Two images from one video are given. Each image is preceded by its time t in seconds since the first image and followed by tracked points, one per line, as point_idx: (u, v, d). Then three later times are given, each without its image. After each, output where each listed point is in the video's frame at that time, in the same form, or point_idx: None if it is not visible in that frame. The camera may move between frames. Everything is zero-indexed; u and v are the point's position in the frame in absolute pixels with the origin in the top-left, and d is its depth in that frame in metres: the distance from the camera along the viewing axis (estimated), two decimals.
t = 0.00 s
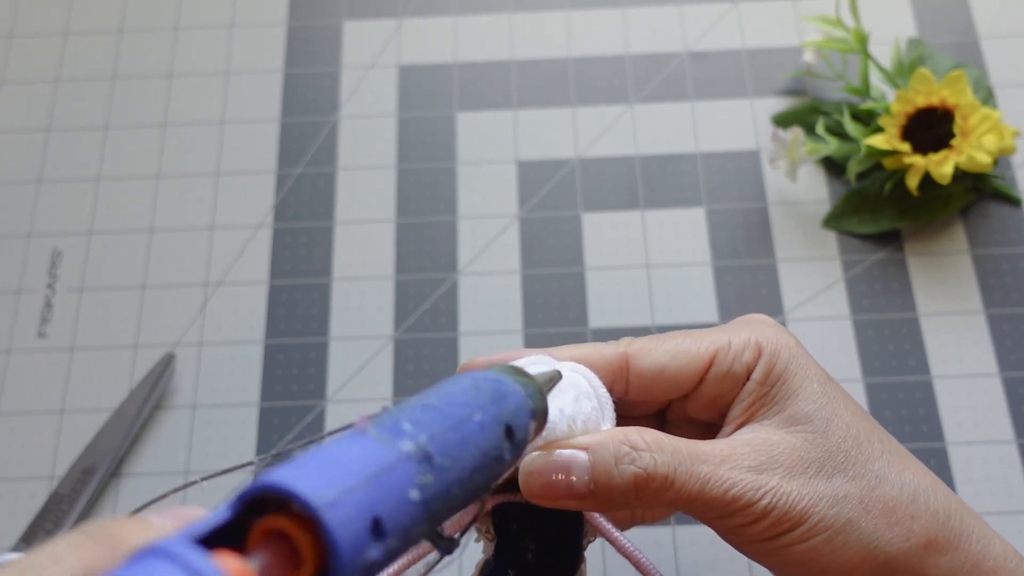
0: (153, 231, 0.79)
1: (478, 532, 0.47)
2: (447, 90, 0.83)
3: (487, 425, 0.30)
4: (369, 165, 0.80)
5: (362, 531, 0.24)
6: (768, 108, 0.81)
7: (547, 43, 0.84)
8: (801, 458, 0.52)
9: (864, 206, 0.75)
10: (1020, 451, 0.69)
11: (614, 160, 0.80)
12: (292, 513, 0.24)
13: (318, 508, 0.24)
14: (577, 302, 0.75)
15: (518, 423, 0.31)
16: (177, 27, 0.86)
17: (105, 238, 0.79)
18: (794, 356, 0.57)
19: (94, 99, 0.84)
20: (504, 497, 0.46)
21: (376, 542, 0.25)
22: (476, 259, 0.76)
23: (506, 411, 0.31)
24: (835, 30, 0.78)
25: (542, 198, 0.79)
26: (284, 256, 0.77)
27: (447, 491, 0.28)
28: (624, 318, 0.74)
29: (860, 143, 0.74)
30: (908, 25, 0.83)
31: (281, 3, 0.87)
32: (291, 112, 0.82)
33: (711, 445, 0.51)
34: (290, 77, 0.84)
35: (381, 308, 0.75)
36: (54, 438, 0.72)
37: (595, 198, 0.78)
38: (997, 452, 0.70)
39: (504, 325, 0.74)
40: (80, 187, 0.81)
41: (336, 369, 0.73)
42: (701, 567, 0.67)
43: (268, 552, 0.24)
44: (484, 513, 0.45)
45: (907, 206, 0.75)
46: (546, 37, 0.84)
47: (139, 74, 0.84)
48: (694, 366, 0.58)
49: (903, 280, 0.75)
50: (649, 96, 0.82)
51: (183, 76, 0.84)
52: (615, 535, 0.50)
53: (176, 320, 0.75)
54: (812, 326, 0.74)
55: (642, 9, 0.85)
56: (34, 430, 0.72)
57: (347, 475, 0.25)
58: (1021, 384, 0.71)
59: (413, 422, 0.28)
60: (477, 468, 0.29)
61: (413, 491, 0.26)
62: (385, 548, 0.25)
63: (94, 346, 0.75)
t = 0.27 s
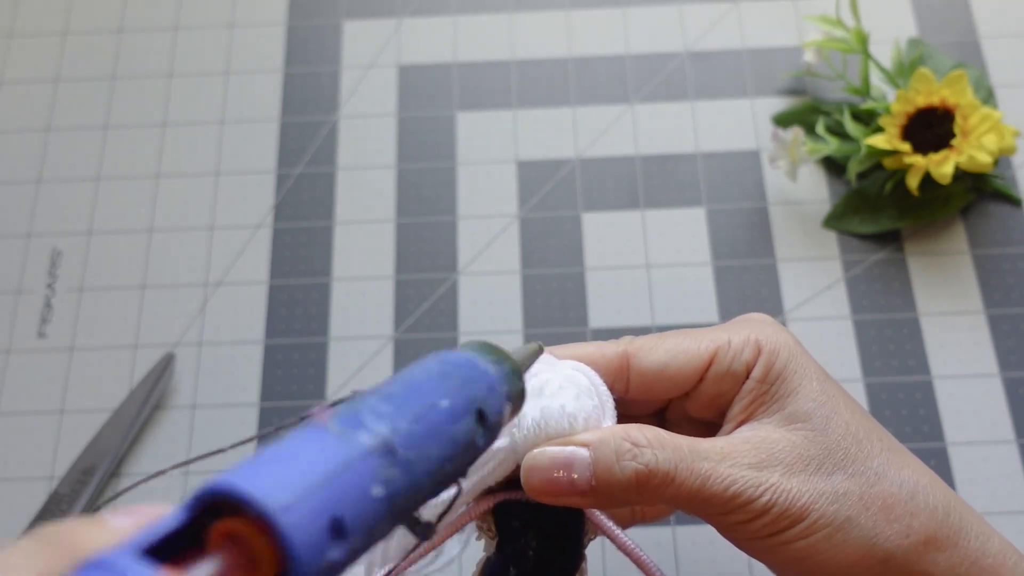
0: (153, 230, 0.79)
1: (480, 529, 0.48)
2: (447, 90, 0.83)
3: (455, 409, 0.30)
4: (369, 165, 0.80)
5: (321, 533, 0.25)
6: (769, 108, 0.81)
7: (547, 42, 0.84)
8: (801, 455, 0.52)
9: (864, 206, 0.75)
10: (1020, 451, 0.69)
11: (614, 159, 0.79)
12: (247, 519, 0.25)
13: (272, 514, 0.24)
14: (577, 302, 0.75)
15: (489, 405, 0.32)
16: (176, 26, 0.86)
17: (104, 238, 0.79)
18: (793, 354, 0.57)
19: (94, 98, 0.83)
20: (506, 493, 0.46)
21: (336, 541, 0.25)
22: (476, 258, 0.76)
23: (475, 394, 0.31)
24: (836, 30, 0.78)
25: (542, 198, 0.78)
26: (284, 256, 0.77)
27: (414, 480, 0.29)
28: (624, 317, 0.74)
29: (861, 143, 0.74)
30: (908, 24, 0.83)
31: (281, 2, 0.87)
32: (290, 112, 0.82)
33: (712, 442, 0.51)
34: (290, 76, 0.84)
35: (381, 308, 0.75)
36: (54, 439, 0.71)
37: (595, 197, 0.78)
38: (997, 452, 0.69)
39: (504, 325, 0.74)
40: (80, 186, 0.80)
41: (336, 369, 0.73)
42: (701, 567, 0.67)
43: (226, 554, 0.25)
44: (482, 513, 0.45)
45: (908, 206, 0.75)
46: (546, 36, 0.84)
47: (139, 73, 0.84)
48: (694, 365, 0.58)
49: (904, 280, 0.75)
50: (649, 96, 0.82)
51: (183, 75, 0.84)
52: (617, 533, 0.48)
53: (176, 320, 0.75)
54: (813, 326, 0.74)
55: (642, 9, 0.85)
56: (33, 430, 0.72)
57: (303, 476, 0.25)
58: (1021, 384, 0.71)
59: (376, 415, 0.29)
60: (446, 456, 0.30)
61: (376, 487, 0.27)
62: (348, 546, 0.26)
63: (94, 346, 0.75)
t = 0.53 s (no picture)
0: (153, 230, 0.78)
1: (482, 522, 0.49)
2: (448, 90, 0.82)
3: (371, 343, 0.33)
4: (369, 165, 0.80)
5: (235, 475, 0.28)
6: (769, 107, 0.81)
7: (547, 42, 0.84)
8: (796, 447, 0.53)
9: (865, 206, 0.75)
10: (1021, 451, 0.69)
11: (615, 159, 0.79)
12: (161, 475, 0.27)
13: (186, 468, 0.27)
14: (577, 302, 0.75)
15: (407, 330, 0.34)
16: (176, 26, 0.86)
17: (104, 238, 0.78)
18: (790, 350, 0.58)
19: (94, 98, 0.83)
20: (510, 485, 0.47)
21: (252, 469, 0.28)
22: (476, 259, 0.76)
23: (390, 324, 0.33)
24: (836, 30, 0.78)
25: (542, 198, 0.78)
26: (284, 256, 0.77)
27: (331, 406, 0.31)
28: (624, 318, 0.74)
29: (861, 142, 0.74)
30: (909, 24, 0.83)
31: (281, 2, 0.87)
32: (290, 112, 0.82)
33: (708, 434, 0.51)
34: (289, 76, 0.83)
35: (381, 308, 0.75)
36: (53, 439, 0.71)
37: (595, 197, 0.78)
38: (998, 452, 0.69)
39: (504, 325, 0.74)
40: (79, 186, 0.80)
41: (335, 369, 0.73)
42: (701, 567, 0.67)
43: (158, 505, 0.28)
44: (485, 505, 0.47)
45: (908, 205, 0.75)
46: (547, 36, 0.84)
47: (138, 73, 0.84)
48: (693, 361, 0.59)
49: (904, 280, 0.75)
50: (649, 96, 0.82)
51: (182, 75, 0.84)
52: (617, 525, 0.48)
53: (175, 320, 0.75)
54: (813, 326, 0.73)
55: (643, 9, 0.85)
56: (32, 430, 0.72)
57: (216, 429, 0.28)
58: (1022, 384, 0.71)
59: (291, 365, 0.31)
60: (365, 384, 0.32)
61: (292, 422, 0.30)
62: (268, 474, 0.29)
63: (93, 346, 0.75)
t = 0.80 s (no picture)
0: (152, 230, 0.78)
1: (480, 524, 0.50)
2: (448, 90, 0.82)
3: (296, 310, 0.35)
4: (369, 165, 0.80)
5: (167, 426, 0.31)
6: (769, 107, 0.81)
7: (547, 42, 0.84)
8: (788, 452, 0.53)
9: (865, 206, 0.75)
10: (1021, 451, 0.69)
11: (615, 159, 0.79)
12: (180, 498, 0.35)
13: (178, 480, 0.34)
14: (578, 302, 0.75)
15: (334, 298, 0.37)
16: (175, 26, 0.86)
17: (103, 238, 0.78)
18: (782, 355, 0.58)
19: (94, 98, 0.83)
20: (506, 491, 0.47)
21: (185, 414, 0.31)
22: (476, 258, 0.76)
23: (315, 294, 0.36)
24: (836, 30, 0.78)
25: (542, 197, 0.78)
26: (283, 256, 0.77)
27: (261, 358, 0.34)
28: (625, 317, 0.74)
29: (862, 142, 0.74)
30: (909, 24, 0.83)
31: (281, 2, 0.87)
32: (290, 111, 0.82)
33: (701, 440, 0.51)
34: (289, 76, 0.83)
35: (381, 308, 0.75)
36: (53, 439, 0.71)
37: (595, 197, 0.78)
38: (998, 452, 0.69)
39: (504, 325, 0.74)
40: (79, 186, 0.80)
41: (335, 369, 0.73)
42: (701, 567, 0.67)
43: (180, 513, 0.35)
44: (482, 510, 0.47)
45: (909, 205, 0.75)
46: (547, 36, 0.84)
47: (138, 72, 0.84)
48: (686, 366, 0.58)
49: (905, 279, 0.75)
50: (649, 96, 0.82)
51: (182, 75, 0.84)
52: (612, 531, 0.49)
53: (175, 320, 0.75)
54: (813, 326, 0.73)
55: (643, 8, 0.85)
56: (32, 430, 0.72)
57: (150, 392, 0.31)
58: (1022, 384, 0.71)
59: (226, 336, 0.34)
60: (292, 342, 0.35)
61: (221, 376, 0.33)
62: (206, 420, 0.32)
63: (93, 346, 0.75)
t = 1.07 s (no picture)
0: (152, 230, 0.78)
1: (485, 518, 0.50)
2: (448, 90, 0.82)
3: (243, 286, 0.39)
4: (369, 165, 0.80)
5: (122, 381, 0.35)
6: (769, 107, 0.81)
7: (546, 42, 0.84)
8: (792, 444, 0.53)
9: (866, 206, 0.75)
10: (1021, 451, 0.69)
11: (615, 159, 0.79)
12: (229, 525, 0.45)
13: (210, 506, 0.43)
14: (578, 302, 0.75)
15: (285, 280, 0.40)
16: (175, 26, 0.86)
17: (103, 238, 0.78)
18: (787, 348, 0.58)
19: (93, 98, 0.83)
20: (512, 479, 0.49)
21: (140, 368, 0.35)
22: (476, 258, 0.76)
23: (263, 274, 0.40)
24: (837, 29, 0.78)
25: (542, 197, 0.78)
26: (284, 256, 0.77)
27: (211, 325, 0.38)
28: (625, 318, 0.74)
29: (863, 142, 0.74)
30: (910, 23, 0.83)
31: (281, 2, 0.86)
32: (290, 111, 0.82)
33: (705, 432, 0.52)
34: (289, 75, 0.83)
35: (381, 308, 0.75)
36: (52, 439, 0.71)
37: (596, 197, 0.78)
38: (999, 452, 0.69)
39: (504, 325, 0.74)
40: (78, 187, 0.80)
41: (335, 369, 0.73)
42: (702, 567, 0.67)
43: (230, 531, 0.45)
44: (487, 499, 0.48)
45: (909, 205, 0.75)
46: (547, 36, 0.84)
47: (138, 72, 0.84)
48: (691, 355, 0.59)
49: (906, 279, 0.75)
50: (649, 96, 0.81)
51: (182, 75, 0.84)
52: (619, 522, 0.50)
53: (175, 320, 0.75)
54: (813, 326, 0.73)
55: (643, 8, 0.85)
56: (31, 430, 0.72)
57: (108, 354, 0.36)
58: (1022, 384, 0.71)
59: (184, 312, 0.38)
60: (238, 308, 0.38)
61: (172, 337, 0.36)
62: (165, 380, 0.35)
63: (93, 346, 0.74)
